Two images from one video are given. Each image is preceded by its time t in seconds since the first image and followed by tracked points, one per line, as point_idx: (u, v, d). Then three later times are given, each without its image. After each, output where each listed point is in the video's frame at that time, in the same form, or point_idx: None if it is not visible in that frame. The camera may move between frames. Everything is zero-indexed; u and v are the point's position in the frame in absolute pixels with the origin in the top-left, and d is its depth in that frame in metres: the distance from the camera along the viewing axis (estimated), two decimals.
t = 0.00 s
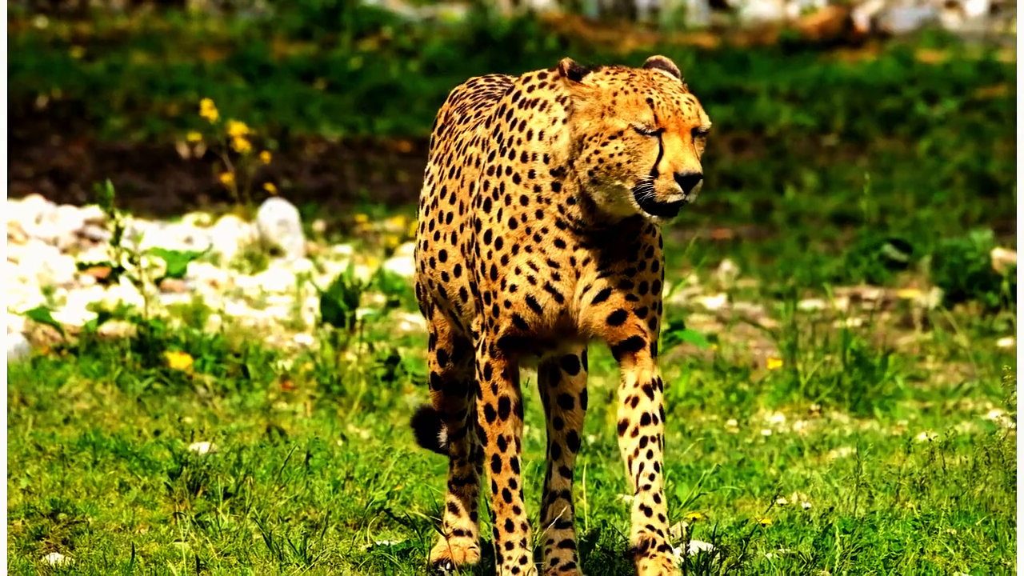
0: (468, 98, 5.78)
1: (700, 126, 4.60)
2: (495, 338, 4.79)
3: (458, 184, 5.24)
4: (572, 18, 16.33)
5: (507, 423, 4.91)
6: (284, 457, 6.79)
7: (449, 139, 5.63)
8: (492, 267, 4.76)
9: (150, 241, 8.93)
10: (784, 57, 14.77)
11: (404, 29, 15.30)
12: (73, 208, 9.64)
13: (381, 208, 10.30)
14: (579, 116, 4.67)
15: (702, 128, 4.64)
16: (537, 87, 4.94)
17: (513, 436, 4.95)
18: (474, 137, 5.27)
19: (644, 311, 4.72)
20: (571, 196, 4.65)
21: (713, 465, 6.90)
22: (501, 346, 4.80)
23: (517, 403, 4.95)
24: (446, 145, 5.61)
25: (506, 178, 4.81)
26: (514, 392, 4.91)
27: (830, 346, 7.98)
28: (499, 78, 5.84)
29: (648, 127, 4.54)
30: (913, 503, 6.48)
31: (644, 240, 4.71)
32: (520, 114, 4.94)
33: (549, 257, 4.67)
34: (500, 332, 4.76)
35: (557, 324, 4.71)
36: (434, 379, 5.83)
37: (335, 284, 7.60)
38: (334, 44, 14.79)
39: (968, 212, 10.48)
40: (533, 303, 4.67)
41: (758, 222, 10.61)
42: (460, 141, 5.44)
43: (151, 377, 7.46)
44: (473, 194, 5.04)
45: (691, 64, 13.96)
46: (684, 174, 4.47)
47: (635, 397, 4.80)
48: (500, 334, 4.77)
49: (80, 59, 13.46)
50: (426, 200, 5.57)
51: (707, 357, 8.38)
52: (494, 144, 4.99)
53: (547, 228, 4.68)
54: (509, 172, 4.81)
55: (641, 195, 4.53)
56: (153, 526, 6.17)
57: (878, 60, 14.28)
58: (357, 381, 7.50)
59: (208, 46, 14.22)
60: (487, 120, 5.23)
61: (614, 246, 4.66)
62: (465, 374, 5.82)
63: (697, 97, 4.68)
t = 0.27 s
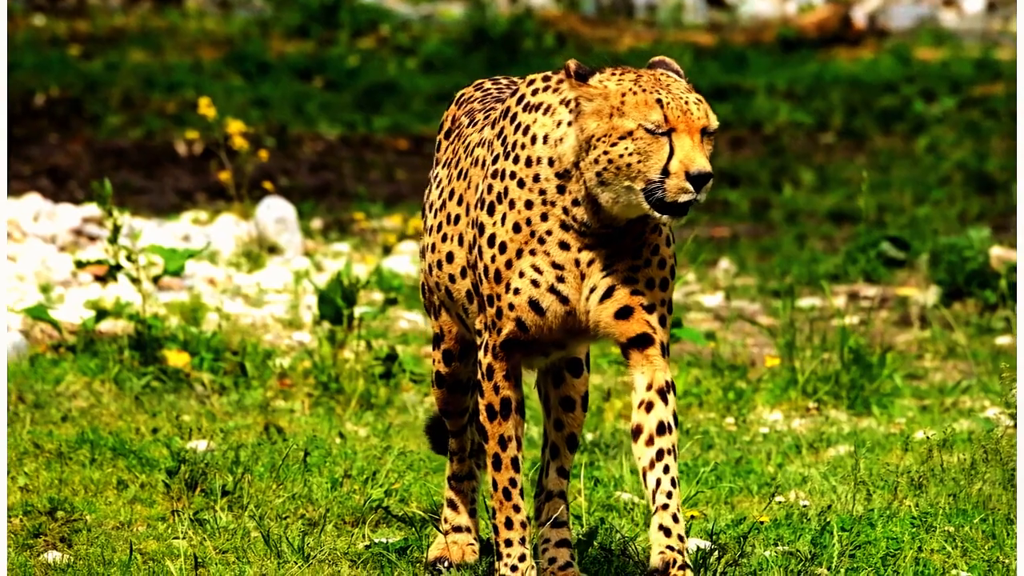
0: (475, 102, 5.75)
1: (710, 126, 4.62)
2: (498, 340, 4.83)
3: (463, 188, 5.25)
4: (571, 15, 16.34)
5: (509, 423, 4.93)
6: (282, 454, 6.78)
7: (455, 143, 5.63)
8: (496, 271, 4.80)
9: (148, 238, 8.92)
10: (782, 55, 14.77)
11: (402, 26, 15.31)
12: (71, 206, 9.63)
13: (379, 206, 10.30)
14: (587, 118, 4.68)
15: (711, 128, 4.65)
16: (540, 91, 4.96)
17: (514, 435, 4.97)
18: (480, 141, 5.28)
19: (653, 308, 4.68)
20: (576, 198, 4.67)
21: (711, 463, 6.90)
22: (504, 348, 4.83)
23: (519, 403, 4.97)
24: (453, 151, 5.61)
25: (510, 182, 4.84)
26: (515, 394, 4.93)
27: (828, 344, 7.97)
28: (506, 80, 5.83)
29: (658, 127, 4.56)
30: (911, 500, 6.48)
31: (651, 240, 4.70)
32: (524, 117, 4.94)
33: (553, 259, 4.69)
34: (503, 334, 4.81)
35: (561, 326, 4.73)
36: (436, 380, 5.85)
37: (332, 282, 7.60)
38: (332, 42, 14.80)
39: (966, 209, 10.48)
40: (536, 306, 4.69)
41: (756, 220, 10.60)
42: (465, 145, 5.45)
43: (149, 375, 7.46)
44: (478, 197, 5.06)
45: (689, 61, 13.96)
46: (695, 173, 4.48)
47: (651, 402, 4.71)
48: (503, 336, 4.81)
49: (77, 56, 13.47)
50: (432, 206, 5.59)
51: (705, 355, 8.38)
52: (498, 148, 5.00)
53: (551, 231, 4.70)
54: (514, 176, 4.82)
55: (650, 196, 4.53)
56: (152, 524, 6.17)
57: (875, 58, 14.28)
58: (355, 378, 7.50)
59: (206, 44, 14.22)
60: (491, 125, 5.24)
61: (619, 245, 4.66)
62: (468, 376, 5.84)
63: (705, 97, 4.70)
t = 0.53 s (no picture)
0: (485, 103, 5.70)
1: (721, 124, 4.62)
2: (501, 345, 4.85)
3: (466, 195, 5.26)
4: (568, 13, 16.35)
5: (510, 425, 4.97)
6: (279, 452, 6.78)
7: (460, 148, 5.63)
8: (501, 278, 4.81)
9: (145, 236, 8.92)
10: (779, 53, 14.78)
11: (399, 24, 15.32)
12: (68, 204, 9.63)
13: (376, 204, 10.30)
14: (596, 122, 4.68)
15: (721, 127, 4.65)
16: (545, 99, 5.00)
17: (515, 436, 5.02)
18: (483, 148, 5.29)
19: (666, 309, 4.67)
20: (583, 204, 4.68)
21: (708, 461, 6.90)
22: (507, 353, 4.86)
23: (520, 407, 5.00)
24: (457, 159, 5.61)
25: (514, 189, 4.85)
26: (516, 398, 4.97)
27: (825, 342, 7.97)
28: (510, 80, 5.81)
29: (670, 127, 4.55)
30: (908, 498, 6.48)
31: (660, 243, 4.69)
32: (528, 125, 4.97)
33: (560, 264, 4.70)
34: (507, 339, 4.82)
35: (568, 332, 4.74)
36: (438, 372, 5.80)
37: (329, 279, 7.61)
38: (329, 40, 14.81)
39: (964, 207, 10.48)
40: (541, 312, 4.71)
41: (753, 218, 10.60)
42: (470, 152, 5.45)
43: (146, 373, 7.46)
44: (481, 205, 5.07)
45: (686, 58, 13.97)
46: (709, 173, 4.48)
47: (663, 411, 4.71)
48: (506, 342, 4.83)
49: (75, 55, 13.47)
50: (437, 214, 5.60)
51: (701, 353, 8.37)
52: (503, 155, 5.02)
53: (557, 237, 4.71)
54: (519, 184, 4.84)
55: (664, 197, 4.54)
56: (149, 522, 6.17)
57: (873, 56, 14.28)
58: (352, 376, 7.50)
59: (203, 42, 14.23)
60: (496, 131, 5.25)
61: (627, 249, 4.65)
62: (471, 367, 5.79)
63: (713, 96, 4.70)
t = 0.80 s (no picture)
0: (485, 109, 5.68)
1: (731, 123, 4.63)
2: (501, 350, 4.86)
3: (470, 201, 5.24)
4: (565, 12, 16.36)
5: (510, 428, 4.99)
6: (277, 451, 6.78)
7: (466, 150, 5.60)
8: (504, 284, 4.81)
9: (142, 234, 8.92)
10: (776, 51, 14.79)
11: (396, 23, 15.32)
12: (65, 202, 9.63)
13: (373, 203, 10.30)
14: (606, 126, 4.67)
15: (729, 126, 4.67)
16: (550, 107, 4.96)
17: (514, 437, 5.03)
18: (488, 154, 5.27)
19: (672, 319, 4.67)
20: (589, 211, 4.67)
21: (706, 460, 6.91)
22: (507, 358, 4.86)
23: (521, 410, 5.01)
24: (462, 162, 5.59)
25: (518, 196, 4.84)
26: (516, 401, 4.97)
27: (823, 340, 7.97)
28: (516, 78, 5.78)
29: (683, 129, 4.55)
30: (906, 497, 6.48)
31: (665, 251, 4.69)
32: (533, 133, 4.94)
33: (564, 272, 4.70)
34: (508, 345, 4.82)
35: (570, 338, 4.73)
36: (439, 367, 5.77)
37: (327, 278, 7.60)
38: (326, 38, 14.82)
39: (961, 206, 10.48)
40: (544, 319, 4.71)
41: (750, 217, 10.60)
42: (476, 156, 5.43)
43: (144, 371, 7.46)
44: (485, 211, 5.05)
45: (683, 57, 13.98)
46: (724, 174, 4.50)
47: (667, 422, 4.69)
48: (507, 347, 4.83)
49: (72, 53, 13.48)
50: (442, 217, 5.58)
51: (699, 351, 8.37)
52: (508, 162, 4.99)
53: (563, 244, 4.70)
54: (524, 192, 4.82)
55: (677, 199, 4.55)
56: (146, 520, 6.17)
57: (870, 54, 14.29)
58: (350, 375, 7.50)
59: (200, 40, 14.23)
60: (501, 137, 5.22)
61: (633, 257, 4.66)
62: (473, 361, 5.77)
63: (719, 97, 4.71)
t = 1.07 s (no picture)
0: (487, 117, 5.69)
1: (743, 125, 4.65)
2: (503, 355, 4.90)
3: (478, 209, 5.25)
4: (562, 10, 16.37)
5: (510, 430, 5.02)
6: (274, 450, 6.78)
7: (476, 149, 5.60)
8: (509, 293, 4.84)
9: (140, 233, 8.92)
10: (773, 50, 14.79)
11: (393, 22, 15.34)
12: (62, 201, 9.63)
13: (370, 201, 10.31)
14: (619, 132, 4.69)
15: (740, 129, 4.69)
16: (557, 117, 4.99)
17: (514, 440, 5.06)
18: (495, 162, 5.28)
19: (678, 329, 4.68)
20: (598, 220, 4.69)
21: (702, 459, 6.90)
22: (508, 364, 4.91)
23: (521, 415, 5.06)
24: (471, 160, 5.59)
25: (525, 206, 4.86)
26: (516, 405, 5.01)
27: (820, 339, 7.97)
28: (527, 75, 5.78)
29: (698, 132, 4.57)
30: (902, 496, 6.47)
31: (673, 259, 4.70)
32: (540, 145, 4.96)
33: (569, 281, 4.72)
34: (510, 351, 4.87)
35: (576, 346, 4.76)
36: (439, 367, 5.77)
37: (324, 277, 7.60)
38: (323, 37, 14.84)
39: (958, 205, 10.49)
40: (548, 327, 4.74)
41: (747, 216, 10.59)
42: (484, 158, 5.44)
43: (141, 371, 7.46)
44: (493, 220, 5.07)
45: (680, 55, 13.99)
46: (740, 176, 4.51)
47: (666, 431, 4.72)
48: (508, 352, 4.88)
49: (69, 52, 13.49)
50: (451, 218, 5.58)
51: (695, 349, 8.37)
52: (514, 171, 5.01)
53: (568, 253, 4.73)
54: (530, 203, 4.85)
55: (692, 204, 4.56)
56: (143, 519, 6.17)
57: (867, 53, 14.29)
58: (346, 374, 7.50)
59: (197, 39, 14.24)
60: (509, 141, 5.23)
61: (640, 266, 4.68)
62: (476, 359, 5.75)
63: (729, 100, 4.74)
